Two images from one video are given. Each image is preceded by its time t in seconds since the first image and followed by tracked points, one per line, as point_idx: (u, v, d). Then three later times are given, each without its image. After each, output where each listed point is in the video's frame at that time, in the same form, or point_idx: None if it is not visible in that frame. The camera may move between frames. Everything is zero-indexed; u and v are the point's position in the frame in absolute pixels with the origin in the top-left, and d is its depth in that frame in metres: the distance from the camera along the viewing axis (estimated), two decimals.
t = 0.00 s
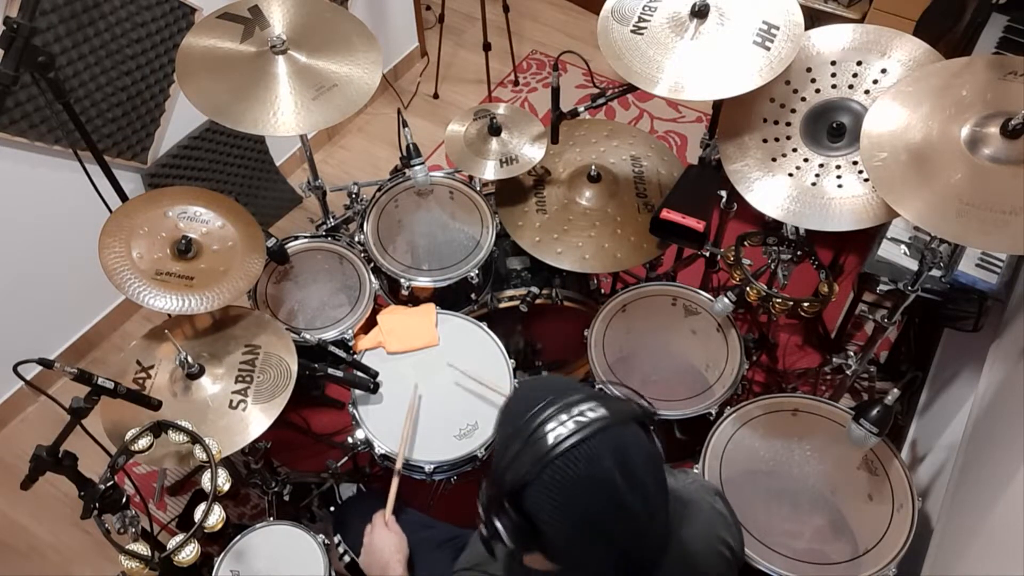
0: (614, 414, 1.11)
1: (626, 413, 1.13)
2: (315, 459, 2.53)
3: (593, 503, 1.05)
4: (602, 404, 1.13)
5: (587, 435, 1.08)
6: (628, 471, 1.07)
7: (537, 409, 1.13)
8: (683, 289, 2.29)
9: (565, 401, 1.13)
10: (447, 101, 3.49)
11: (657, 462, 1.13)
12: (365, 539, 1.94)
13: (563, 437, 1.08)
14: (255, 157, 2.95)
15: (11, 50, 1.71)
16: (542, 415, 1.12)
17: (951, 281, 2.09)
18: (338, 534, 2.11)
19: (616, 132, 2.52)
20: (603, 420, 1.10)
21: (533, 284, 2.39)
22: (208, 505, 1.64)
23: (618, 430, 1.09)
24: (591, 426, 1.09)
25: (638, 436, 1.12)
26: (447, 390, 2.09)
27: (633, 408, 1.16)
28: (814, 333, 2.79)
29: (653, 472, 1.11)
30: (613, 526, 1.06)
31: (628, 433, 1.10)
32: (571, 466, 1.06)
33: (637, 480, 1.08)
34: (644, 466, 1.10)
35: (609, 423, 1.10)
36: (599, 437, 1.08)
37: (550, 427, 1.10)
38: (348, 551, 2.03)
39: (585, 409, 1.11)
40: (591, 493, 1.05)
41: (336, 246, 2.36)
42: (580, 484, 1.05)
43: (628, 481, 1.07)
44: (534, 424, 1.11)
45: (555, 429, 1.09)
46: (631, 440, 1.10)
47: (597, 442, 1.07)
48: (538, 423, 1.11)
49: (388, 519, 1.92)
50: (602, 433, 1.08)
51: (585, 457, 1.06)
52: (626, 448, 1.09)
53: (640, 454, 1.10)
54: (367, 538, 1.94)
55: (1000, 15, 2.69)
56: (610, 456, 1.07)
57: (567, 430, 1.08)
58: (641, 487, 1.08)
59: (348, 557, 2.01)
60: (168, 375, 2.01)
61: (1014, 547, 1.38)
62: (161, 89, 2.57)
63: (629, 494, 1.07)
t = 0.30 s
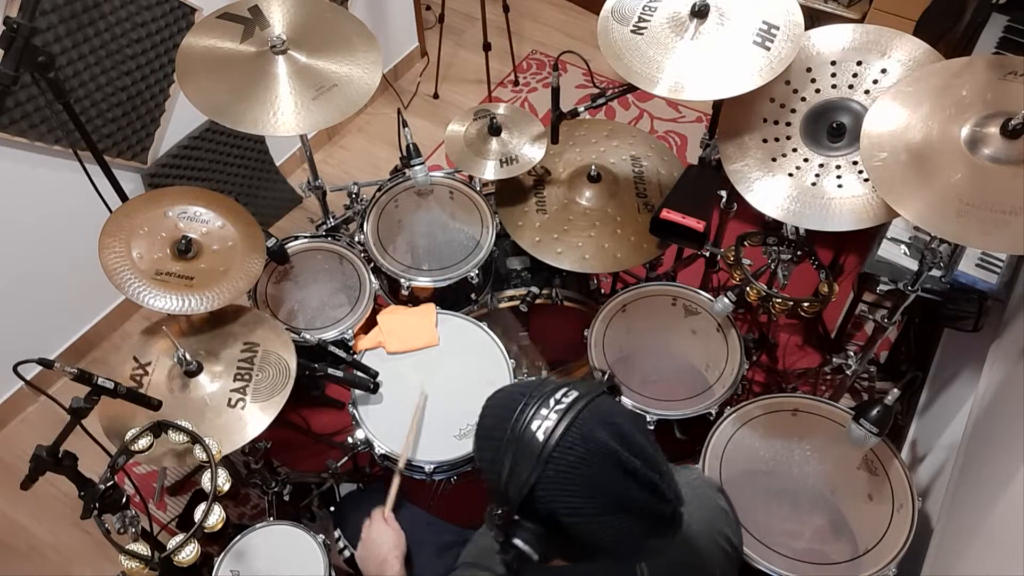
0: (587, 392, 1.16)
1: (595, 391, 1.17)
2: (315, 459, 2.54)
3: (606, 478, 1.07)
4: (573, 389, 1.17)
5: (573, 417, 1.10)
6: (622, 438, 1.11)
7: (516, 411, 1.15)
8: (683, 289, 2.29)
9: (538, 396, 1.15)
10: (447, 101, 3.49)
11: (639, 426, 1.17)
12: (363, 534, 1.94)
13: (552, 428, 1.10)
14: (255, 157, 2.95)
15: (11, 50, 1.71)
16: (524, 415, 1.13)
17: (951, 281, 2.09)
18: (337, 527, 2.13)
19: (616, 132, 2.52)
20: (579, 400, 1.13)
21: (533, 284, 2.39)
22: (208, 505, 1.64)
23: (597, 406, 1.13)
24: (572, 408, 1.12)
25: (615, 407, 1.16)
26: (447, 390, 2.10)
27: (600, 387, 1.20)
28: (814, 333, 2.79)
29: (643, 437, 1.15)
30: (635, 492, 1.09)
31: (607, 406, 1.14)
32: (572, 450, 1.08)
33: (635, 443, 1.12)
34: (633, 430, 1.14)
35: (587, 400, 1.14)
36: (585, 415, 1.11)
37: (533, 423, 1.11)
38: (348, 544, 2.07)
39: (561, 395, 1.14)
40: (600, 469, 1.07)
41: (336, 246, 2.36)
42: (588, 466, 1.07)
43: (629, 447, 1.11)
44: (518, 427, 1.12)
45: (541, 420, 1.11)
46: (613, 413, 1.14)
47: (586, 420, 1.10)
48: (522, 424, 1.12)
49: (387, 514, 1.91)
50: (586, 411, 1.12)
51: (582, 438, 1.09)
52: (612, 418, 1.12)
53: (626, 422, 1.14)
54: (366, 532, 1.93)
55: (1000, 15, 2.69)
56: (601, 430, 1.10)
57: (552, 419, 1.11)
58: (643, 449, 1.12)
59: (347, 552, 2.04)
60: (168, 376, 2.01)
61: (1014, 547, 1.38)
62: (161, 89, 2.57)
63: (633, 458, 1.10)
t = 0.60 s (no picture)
0: (586, 405, 1.16)
1: (599, 402, 1.17)
2: (316, 459, 2.53)
3: (565, 494, 1.10)
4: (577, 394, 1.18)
5: (557, 426, 1.13)
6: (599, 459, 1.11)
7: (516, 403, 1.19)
8: (683, 289, 2.29)
9: (538, 395, 1.18)
10: (447, 101, 3.49)
11: (633, 450, 1.16)
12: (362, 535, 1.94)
13: (534, 430, 1.13)
14: (255, 157, 2.95)
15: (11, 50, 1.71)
16: (518, 409, 1.17)
17: (951, 281, 2.09)
18: (338, 530, 2.12)
19: (616, 132, 2.52)
20: (574, 409, 1.14)
21: (533, 284, 2.39)
22: (208, 505, 1.64)
23: (589, 420, 1.14)
24: (563, 415, 1.14)
25: (611, 425, 1.15)
26: (446, 391, 2.09)
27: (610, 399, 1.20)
28: (814, 333, 2.79)
29: (629, 459, 1.15)
30: (593, 516, 1.11)
31: (600, 423, 1.14)
32: (543, 459, 1.11)
33: (614, 468, 1.12)
34: (618, 454, 1.13)
35: (581, 413, 1.14)
36: (570, 428, 1.13)
37: (522, 421, 1.15)
38: (349, 546, 2.08)
39: (557, 401, 1.16)
40: (562, 483, 1.10)
41: (336, 246, 2.36)
42: (554, 477, 1.10)
43: (605, 471, 1.12)
44: (510, 419, 1.17)
45: (527, 422, 1.14)
46: (603, 430, 1.14)
47: (569, 434, 1.12)
48: (513, 417, 1.16)
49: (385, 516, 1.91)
50: (573, 423, 1.13)
51: (557, 449, 1.11)
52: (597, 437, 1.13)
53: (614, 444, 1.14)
54: (365, 534, 1.93)
55: (1000, 15, 2.69)
56: (580, 446, 1.11)
57: (538, 423, 1.14)
58: (619, 477, 1.12)
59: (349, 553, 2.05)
60: (168, 376, 2.01)
61: (1014, 547, 1.38)
62: (161, 89, 2.57)
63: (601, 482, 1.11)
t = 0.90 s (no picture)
0: (590, 413, 1.15)
1: (605, 414, 1.16)
2: (316, 459, 2.53)
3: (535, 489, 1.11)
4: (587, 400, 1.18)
5: (553, 423, 1.13)
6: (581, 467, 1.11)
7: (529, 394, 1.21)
8: (683, 289, 2.29)
9: (550, 393, 1.19)
10: (447, 101, 3.49)
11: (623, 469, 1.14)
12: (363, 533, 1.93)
13: (531, 422, 1.15)
14: (255, 157, 2.95)
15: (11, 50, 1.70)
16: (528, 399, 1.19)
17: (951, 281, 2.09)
18: (337, 526, 2.13)
19: (616, 132, 2.52)
20: (577, 413, 1.15)
21: (533, 284, 2.39)
22: (208, 505, 1.64)
23: (586, 426, 1.14)
24: (563, 417, 1.14)
25: (608, 437, 1.14)
26: (446, 391, 2.09)
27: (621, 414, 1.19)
28: (814, 333, 2.79)
29: (616, 474, 1.14)
30: (560, 518, 1.11)
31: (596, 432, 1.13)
32: (529, 451, 1.12)
33: (594, 480, 1.12)
34: (604, 468, 1.12)
35: (580, 420, 1.14)
36: (563, 430, 1.13)
37: (525, 412, 1.17)
38: (349, 544, 2.06)
39: (563, 402, 1.17)
40: (537, 479, 1.11)
41: (336, 246, 2.36)
42: (533, 471, 1.12)
43: (584, 479, 1.11)
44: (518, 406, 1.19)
45: (529, 412, 1.16)
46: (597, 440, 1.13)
47: (561, 434, 1.13)
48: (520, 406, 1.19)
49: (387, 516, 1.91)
50: (568, 426, 1.13)
51: (545, 445, 1.12)
52: (585, 446, 1.12)
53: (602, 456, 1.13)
54: (366, 532, 1.92)
55: (1000, 15, 2.72)
56: (567, 449, 1.12)
57: (538, 418, 1.15)
58: (595, 489, 1.11)
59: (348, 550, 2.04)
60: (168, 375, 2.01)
61: (1014, 547, 1.38)
62: (161, 89, 2.57)
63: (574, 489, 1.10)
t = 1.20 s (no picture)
0: (598, 399, 1.15)
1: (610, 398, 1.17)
2: (316, 459, 2.53)
3: (589, 487, 1.09)
4: (588, 389, 1.18)
5: (572, 420, 1.12)
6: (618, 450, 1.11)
7: (529, 404, 1.17)
8: (683, 289, 2.29)
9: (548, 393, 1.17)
10: (447, 101, 3.49)
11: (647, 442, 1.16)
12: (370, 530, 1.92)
13: (553, 426, 1.12)
14: (255, 157, 2.95)
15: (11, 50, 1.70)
16: (531, 409, 1.16)
17: (951, 281, 2.09)
18: (337, 530, 2.12)
19: (616, 132, 2.52)
20: (589, 403, 1.14)
21: (533, 284, 2.38)
22: (208, 505, 1.64)
23: (605, 413, 1.14)
24: (578, 410, 1.13)
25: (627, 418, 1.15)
26: (446, 391, 2.09)
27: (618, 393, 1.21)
28: (814, 333, 2.79)
29: (644, 448, 1.15)
30: (614, 506, 1.10)
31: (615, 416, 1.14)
32: (565, 453, 1.09)
33: (632, 458, 1.12)
34: (635, 444, 1.14)
35: (595, 406, 1.14)
36: (587, 420, 1.12)
37: (539, 418, 1.14)
38: (350, 547, 2.06)
39: (572, 396, 1.15)
40: (585, 476, 1.08)
41: (336, 246, 2.36)
42: (578, 471, 1.09)
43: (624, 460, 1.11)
44: (526, 418, 1.15)
45: (544, 418, 1.13)
46: (620, 423, 1.13)
47: (588, 425, 1.11)
48: (529, 415, 1.15)
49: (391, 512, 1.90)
50: (589, 417, 1.12)
51: (578, 443, 1.10)
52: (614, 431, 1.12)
53: (631, 435, 1.13)
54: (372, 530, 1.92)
55: (1000, 15, 2.77)
56: (599, 438, 1.11)
57: (556, 419, 1.13)
58: (636, 464, 1.12)
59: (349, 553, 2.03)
60: (168, 376, 2.01)
61: (1013, 547, 1.38)
62: (161, 89, 2.57)
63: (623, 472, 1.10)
